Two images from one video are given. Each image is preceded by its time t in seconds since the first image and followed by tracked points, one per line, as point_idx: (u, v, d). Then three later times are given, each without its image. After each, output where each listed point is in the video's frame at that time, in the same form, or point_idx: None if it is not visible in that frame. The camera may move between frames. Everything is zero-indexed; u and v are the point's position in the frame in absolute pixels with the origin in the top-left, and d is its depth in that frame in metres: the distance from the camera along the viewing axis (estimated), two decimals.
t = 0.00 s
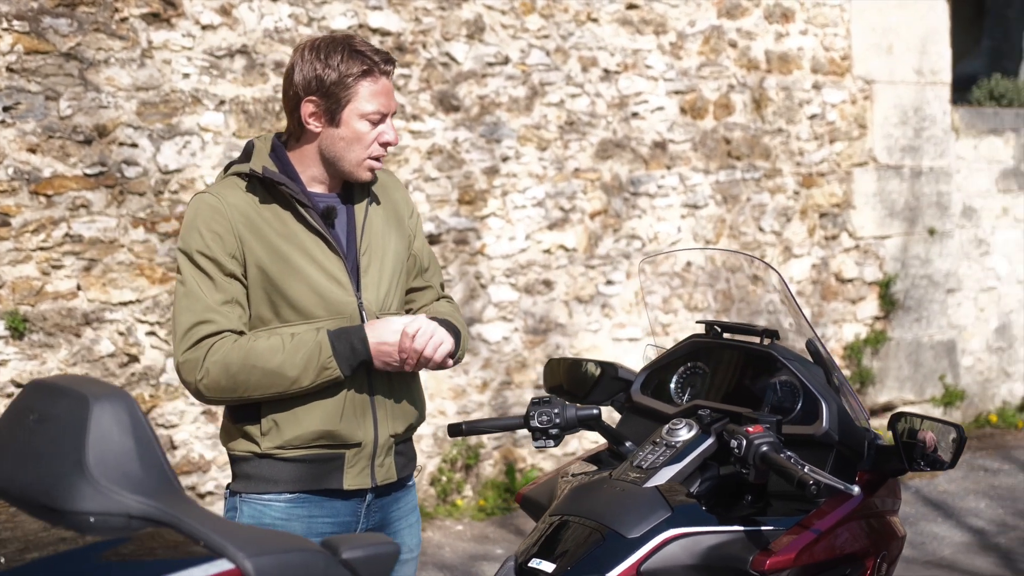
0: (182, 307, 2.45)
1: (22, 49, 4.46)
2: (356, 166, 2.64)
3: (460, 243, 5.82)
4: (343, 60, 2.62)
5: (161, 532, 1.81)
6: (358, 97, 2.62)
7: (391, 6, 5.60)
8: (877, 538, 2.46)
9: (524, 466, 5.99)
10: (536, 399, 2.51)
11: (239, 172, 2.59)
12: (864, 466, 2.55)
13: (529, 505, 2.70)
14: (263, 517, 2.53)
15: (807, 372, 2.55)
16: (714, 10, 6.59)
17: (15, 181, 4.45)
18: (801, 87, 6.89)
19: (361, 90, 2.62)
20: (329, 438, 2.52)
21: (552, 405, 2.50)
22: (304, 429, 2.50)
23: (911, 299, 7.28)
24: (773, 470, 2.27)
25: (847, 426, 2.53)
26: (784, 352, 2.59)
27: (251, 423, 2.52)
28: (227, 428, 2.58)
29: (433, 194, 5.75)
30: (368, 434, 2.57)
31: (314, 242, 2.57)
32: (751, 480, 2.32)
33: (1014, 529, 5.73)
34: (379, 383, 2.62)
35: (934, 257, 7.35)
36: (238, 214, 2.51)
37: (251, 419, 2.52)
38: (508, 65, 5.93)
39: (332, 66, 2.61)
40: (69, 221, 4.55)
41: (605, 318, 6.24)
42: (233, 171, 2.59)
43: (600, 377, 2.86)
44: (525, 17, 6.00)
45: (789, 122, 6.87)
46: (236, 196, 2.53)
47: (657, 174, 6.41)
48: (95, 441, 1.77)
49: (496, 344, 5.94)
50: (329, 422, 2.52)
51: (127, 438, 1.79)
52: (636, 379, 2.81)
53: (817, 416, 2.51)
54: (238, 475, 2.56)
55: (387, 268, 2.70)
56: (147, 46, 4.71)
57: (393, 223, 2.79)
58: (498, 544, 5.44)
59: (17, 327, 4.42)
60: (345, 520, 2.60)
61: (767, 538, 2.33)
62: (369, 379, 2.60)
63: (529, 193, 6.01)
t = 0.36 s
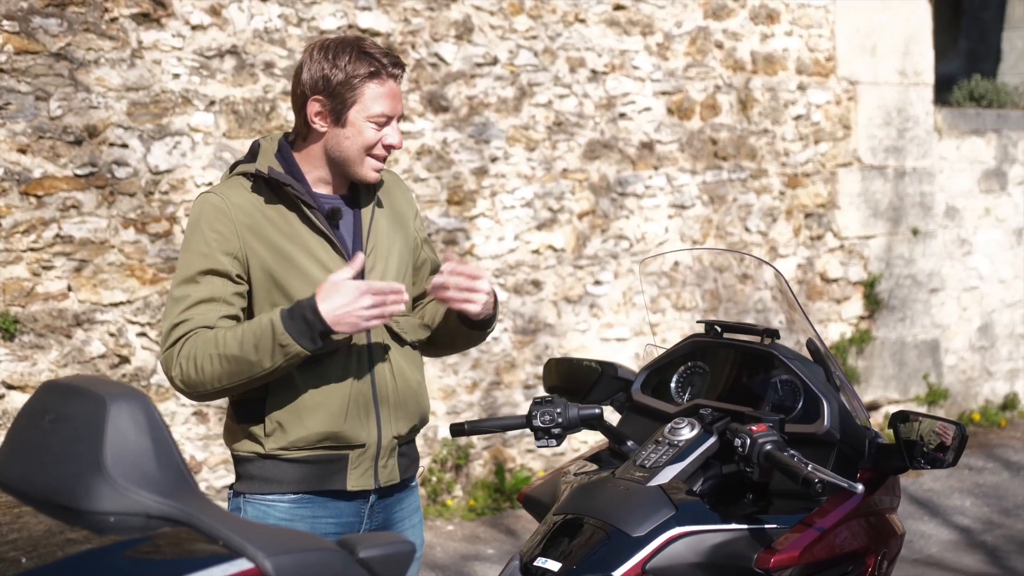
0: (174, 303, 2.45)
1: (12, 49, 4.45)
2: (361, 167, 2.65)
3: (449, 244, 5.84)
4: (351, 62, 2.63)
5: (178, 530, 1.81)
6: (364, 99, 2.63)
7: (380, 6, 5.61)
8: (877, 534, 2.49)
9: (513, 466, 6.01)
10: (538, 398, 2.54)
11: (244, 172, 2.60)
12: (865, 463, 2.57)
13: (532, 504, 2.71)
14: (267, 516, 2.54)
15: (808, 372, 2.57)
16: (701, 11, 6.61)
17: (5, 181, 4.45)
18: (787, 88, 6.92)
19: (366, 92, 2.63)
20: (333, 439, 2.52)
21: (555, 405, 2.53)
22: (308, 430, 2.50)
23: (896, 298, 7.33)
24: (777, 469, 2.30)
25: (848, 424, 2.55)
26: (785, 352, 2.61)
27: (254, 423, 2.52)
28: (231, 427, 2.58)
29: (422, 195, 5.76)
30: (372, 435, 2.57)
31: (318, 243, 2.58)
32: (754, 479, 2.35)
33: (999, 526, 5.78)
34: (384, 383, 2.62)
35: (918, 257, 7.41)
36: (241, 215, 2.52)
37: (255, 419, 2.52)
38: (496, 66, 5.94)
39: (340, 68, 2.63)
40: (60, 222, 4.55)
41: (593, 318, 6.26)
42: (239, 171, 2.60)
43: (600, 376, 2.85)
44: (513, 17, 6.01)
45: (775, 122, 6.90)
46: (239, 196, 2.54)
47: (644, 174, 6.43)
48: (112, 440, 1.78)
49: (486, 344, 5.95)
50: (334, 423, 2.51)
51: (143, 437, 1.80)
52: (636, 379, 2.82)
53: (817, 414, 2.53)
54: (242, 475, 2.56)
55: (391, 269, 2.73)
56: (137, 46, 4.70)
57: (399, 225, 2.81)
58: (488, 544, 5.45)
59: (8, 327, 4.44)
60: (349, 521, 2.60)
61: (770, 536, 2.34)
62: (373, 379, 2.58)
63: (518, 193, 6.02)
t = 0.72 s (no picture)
0: (185, 308, 2.45)
1: (9, 50, 4.45)
2: (370, 167, 2.67)
3: (443, 244, 5.86)
4: (359, 62, 2.66)
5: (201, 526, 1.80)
6: (373, 99, 2.65)
7: (375, 7, 5.62)
8: (879, 532, 2.51)
9: (507, 465, 6.03)
10: (544, 398, 2.58)
11: (254, 175, 2.61)
12: (869, 461, 2.60)
13: (538, 502, 2.73)
14: (276, 514, 2.55)
15: (812, 370, 2.60)
16: (692, 12, 6.63)
17: (2, 181, 4.45)
18: (777, 88, 6.95)
19: (376, 91, 2.65)
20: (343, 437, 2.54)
21: (561, 403, 2.56)
22: (318, 428, 2.51)
23: (885, 298, 7.38)
24: (784, 466, 2.33)
25: (852, 422, 2.58)
26: (788, 350, 2.64)
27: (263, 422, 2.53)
28: (241, 425, 2.60)
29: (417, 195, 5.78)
30: (381, 434, 2.58)
31: (329, 245, 2.60)
32: (761, 476, 2.38)
33: (990, 524, 5.83)
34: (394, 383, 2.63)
35: (907, 257, 7.47)
36: (251, 218, 2.53)
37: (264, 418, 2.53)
38: (490, 66, 5.96)
39: (348, 68, 2.65)
40: (57, 222, 4.55)
41: (586, 318, 6.29)
42: (249, 174, 2.61)
43: (603, 376, 2.88)
44: (507, 18, 6.03)
45: (765, 123, 6.93)
46: (249, 199, 2.55)
47: (637, 175, 6.46)
48: (136, 441, 1.72)
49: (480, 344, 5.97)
50: (343, 422, 2.53)
51: (167, 437, 1.75)
52: (641, 378, 2.83)
53: (822, 412, 2.56)
54: (253, 472, 2.58)
55: (401, 271, 2.76)
56: (133, 46, 4.70)
57: (407, 227, 2.83)
58: (484, 543, 5.47)
59: (5, 328, 4.44)
60: (358, 518, 2.61)
61: (777, 533, 2.35)
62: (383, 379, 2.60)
63: (512, 194, 6.04)
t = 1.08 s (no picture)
0: (191, 305, 2.46)
1: None
2: (377, 168, 2.69)
3: (433, 244, 5.87)
4: (369, 64, 2.67)
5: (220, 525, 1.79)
6: (381, 101, 2.67)
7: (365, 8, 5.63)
8: (876, 527, 2.54)
9: (497, 464, 6.06)
10: (545, 396, 2.60)
11: (261, 174, 2.63)
12: (867, 458, 2.61)
13: (538, 500, 2.76)
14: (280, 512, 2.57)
15: (810, 368, 2.63)
16: (678, 13, 6.67)
17: None
18: (763, 89, 6.99)
19: (384, 93, 2.67)
20: (347, 437, 2.55)
21: (562, 402, 2.59)
22: (322, 428, 2.53)
23: (870, 297, 7.45)
24: (785, 464, 2.37)
25: (850, 420, 2.60)
26: (787, 349, 2.67)
27: (267, 420, 2.54)
28: (244, 424, 2.61)
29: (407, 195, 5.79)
30: (384, 434, 2.60)
31: (334, 246, 2.62)
32: (762, 473, 2.41)
33: (975, 521, 5.89)
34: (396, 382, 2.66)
35: (891, 256, 7.54)
36: (258, 218, 2.55)
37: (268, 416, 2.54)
38: (479, 67, 5.98)
39: (357, 70, 2.66)
40: (49, 223, 4.55)
41: (574, 317, 6.33)
42: (257, 173, 2.63)
43: (601, 375, 2.92)
44: (496, 19, 6.05)
45: (751, 123, 6.97)
46: (257, 198, 2.57)
47: (624, 175, 6.50)
48: (154, 440, 1.73)
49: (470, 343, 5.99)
50: (347, 423, 2.55)
51: (183, 435, 1.76)
52: (640, 376, 2.87)
53: (821, 410, 2.58)
54: (256, 471, 2.59)
55: (404, 272, 2.78)
56: (125, 47, 4.70)
57: (410, 229, 2.85)
58: (474, 542, 5.49)
59: None
60: (361, 516, 2.64)
61: (777, 530, 2.39)
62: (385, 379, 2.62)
63: (501, 194, 6.06)
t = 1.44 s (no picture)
0: (193, 303, 2.48)
1: None
2: (354, 157, 2.71)
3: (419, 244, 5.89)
4: (348, 55, 2.73)
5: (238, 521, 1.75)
6: (358, 89, 2.71)
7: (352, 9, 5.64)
8: (870, 523, 2.59)
9: (482, 463, 6.09)
10: (543, 395, 2.65)
11: (264, 175, 2.66)
12: (861, 455, 2.71)
13: (537, 498, 2.80)
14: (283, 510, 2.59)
15: (805, 366, 2.67)
16: (661, 15, 6.72)
17: None
18: (744, 90, 7.06)
19: (359, 82, 2.71)
20: (349, 436, 2.58)
21: (560, 401, 2.63)
22: (325, 427, 2.56)
23: (849, 297, 7.53)
24: (783, 460, 2.42)
25: (844, 417, 2.66)
26: (782, 347, 2.72)
27: (270, 419, 2.57)
28: (248, 423, 2.63)
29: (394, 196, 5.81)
30: (385, 433, 2.63)
31: (338, 246, 2.65)
32: (760, 469, 2.48)
33: (954, 518, 5.98)
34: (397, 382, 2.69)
35: (870, 256, 7.63)
36: (262, 218, 2.58)
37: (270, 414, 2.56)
38: (465, 68, 6.00)
39: (338, 62, 2.74)
40: (37, 224, 4.54)
41: (559, 317, 6.37)
42: (261, 173, 2.66)
43: (597, 373, 2.95)
44: (481, 20, 6.08)
45: (732, 124, 7.03)
46: (261, 198, 2.60)
47: (608, 175, 6.54)
48: (171, 440, 1.66)
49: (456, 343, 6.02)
50: (350, 422, 2.58)
51: (201, 434, 1.68)
52: (635, 375, 2.90)
53: (816, 408, 2.63)
54: (259, 470, 2.61)
55: (404, 273, 2.81)
56: (113, 48, 4.70)
57: (409, 229, 2.89)
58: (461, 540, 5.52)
59: None
60: (362, 514, 2.67)
61: (774, 526, 2.46)
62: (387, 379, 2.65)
63: (486, 194, 6.09)
